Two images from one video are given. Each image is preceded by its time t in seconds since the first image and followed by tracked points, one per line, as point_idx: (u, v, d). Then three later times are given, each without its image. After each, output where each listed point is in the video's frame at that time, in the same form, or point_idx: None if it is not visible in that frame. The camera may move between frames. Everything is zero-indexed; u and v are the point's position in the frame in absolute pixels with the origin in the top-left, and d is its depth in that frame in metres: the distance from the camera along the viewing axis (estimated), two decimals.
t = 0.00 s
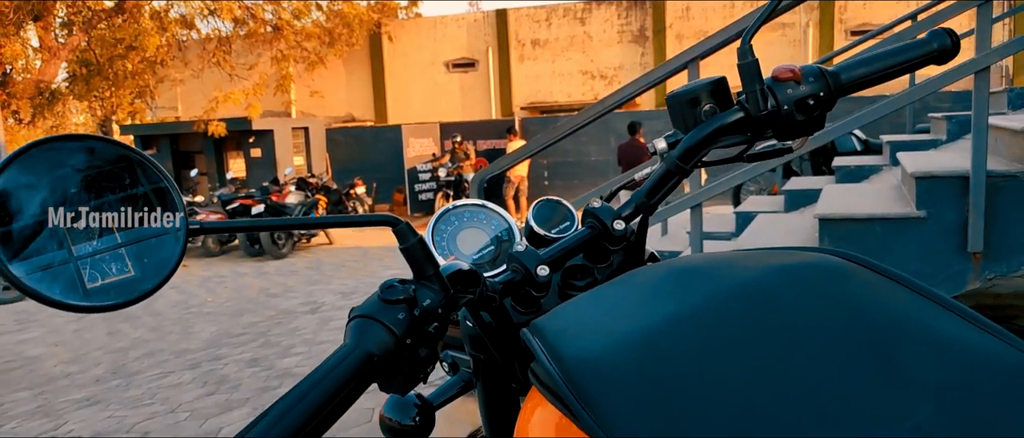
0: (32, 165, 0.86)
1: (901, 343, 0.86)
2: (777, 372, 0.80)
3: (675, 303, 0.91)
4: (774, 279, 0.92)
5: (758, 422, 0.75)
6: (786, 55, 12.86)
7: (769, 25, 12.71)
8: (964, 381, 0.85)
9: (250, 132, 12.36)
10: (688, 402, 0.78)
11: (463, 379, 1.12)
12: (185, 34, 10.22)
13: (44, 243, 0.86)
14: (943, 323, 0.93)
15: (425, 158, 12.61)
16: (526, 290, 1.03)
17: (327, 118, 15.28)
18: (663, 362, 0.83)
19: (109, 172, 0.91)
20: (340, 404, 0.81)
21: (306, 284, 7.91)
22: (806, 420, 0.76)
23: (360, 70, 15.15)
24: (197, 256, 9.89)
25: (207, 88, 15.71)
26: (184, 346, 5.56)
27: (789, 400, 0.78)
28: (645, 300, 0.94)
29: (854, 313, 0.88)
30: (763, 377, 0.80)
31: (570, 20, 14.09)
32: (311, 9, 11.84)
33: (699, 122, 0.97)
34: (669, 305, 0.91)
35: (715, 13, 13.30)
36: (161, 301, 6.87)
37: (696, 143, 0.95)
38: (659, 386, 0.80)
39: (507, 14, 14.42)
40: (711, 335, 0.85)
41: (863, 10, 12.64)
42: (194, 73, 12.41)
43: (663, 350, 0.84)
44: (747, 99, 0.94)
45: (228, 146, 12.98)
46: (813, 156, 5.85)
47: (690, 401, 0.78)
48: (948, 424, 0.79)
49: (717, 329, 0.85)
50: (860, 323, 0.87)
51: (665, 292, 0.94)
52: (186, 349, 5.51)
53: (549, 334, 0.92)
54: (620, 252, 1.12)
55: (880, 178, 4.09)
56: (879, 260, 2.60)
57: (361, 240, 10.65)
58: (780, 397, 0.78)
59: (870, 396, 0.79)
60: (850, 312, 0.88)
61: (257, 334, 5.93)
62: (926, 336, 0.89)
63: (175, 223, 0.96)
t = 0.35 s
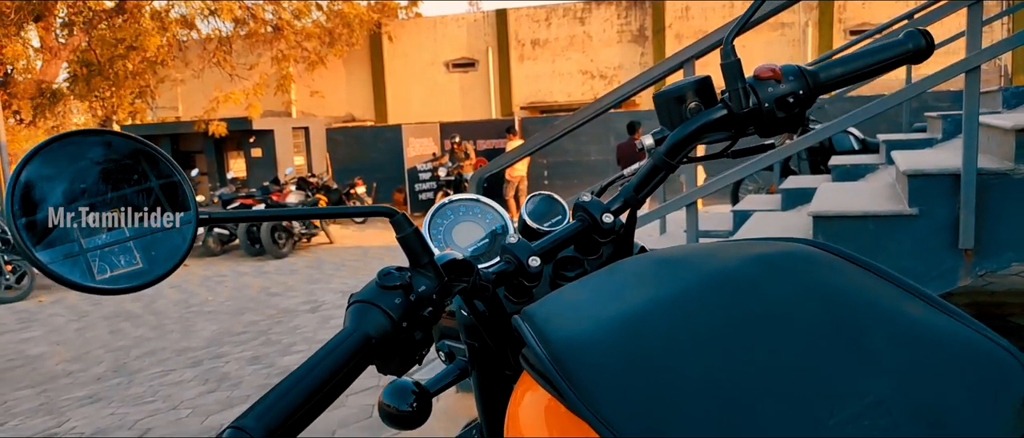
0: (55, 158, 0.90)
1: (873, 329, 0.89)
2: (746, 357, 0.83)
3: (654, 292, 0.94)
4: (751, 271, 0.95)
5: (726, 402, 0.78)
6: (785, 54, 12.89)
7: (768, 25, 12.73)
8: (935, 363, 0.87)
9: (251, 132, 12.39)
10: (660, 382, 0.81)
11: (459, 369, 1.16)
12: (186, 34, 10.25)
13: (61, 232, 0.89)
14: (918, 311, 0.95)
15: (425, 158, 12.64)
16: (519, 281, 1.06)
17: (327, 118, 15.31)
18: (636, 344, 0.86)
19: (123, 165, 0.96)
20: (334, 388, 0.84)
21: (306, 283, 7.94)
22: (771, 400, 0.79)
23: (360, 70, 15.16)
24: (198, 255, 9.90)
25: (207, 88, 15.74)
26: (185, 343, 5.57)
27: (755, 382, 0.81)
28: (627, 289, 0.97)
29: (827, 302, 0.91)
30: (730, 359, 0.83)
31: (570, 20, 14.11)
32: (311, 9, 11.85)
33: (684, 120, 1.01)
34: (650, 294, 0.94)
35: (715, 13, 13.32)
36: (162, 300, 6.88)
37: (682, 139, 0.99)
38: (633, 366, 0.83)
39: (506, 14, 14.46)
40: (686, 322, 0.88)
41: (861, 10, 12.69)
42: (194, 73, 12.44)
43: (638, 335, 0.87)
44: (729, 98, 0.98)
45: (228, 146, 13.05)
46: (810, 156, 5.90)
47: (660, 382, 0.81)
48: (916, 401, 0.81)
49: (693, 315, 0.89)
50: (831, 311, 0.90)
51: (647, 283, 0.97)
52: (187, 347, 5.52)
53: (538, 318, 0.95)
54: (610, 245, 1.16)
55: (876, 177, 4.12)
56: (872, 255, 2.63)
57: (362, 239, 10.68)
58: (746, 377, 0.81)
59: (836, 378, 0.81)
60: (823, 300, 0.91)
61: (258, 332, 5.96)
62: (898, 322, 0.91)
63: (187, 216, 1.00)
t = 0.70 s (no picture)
0: (73, 149, 0.95)
1: (839, 310, 0.92)
2: (713, 339, 0.86)
3: (629, 280, 0.98)
4: (725, 260, 0.99)
5: (689, 380, 0.82)
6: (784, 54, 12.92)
7: (768, 25, 12.76)
8: (900, 340, 0.89)
9: (251, 131, 12.43)
10: (628, 361, 0.85)
11: (452, 356, 1.20)
12: (187, 33, 10.27)
13: (69, 222, 0.93)
14: (885, 296, 0.98)
15: (425, 158, 12.67)
16: (509, 270, 1.10)
17: (327, 118, 15.36)
18: (608, 329, 0.89)
19: (135, 157, 1.00)
20: (328, 368, 0.88)
21: (307, 282, 7.97)
22: (734, 378, 0.82)
23: (360, 70, 15.21)
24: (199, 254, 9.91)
25: (208, 88, 15.79)
26: (185, 342, 5.60)
27: (719, 361, 0.84)
28: (605, 278, 1.01)
29: (792, 287, 0.94)
30: (697, 341, 0.86)
31: (569, 20, 14.14)
32: (312, 9, 11.87)
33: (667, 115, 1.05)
34: (625, 282, 0.98)
35: (714, 13, 13.36)
36: (162, 298, 6.90)
37: (664, 134, 1.03)
38: (603, 347, 0.87)
39: (506, 14, 14.49)
40: (656, 308, 0.91)
41: (860, 10, 12.73)
42: (195, 73, 12.46)
43: (610, 319, 0.91)
44: (710, 95, 1.01)
45: (228, 146, 13.09)
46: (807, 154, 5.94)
47: (627, 360, 0.85)
48: (879, 375, 0.83)
49: (662, 300, 0.92)
50: (799, 295, 0.93)
51: (623, 272, 1.01)
52: (188, 345, 5.55)
53: (524, 303, 0.98)
54: (597, 236, 1.21)
55: (871, 175, 4.15)
56: (868, 250, 2.66)
57: (362, 239, 10.71)
58: (711, 355, 0.84)
59: (797, 356, 0.84)
60: (789, 285, 0.94)
61: (258, 330, 6.00)
62: (867, 305, 0.94)
63: (192, 208, 1.03)
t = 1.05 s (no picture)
0: (84, 145, 0.98)
1: (807, 296, 0.96)
2: (687, 325, 0.90)
3: (607, 270, 1.02)
4: (701, 251, 1.02)
5: (664, 364, 0.86)
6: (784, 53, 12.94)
7: (767, 24, 12.77)
8: (863, 323, 0.93)
9: (251, 131, 12.44)
10: (604, 344, 0.89)
11: (445, 346, 1.24)
12: (187, 33, 10.33)
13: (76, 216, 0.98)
14: (850, 281, 1.02)
15: (425, 157, 12.69)
16: (500, 263, 1.14)
17: (328, 117, 15.39)
18: (589, 316, 0.93)
19: (143, 153, 1.04)
20: (326, 351, 0.92)
21: (307, 281, 8.01)
22: (704, 357, 0.86)
23: (360, 70, 15.24)
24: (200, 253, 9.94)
25: (208, 88, 15.82)
26: (186, 340, 5.64)
27: (692, 345, 0.88)
28: (585, 270, 1.05)
29: (763, 274, 0.98)
30: (673, 327, 0.90)
31: (569, 19, 14.16)
32: (312, 9, 11.90)
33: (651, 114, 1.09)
34: (602, 272, 1.02)
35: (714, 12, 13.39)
36: (163, 297, 6.93)
37: (649, 131, 1.07)
38: (583, 334, 0.90)
39: (506, 14, 14.53)
40: (635, 296, 0.95)
41: (860, 9, 12.74)
42: (195, 73, 12.48)
43: (590, 307, 0.95)
44: (692, 94, 1.05)
45: (228, 145, 13.09)
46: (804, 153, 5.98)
47: (605, 343, 0.89)
48: (843, 358, 0.88)
49: (638, 288, 0.96)
50: (770, 283, 0.97)
51: (602, 264, 1.05)
52: (188, 343, 5.58)
53: (511, 292, 1.02)
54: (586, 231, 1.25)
55: (865, 173, 4.19)
56: (859, 247, 2.70)
57: (362, 238, 10.73)
58: (683, 339, 0.89)
59: (765, 337, 0.89)
60: (758, 271, 0.98)
61: (258, 329, 6.04)
62: (833, 290, 0.98)
63: (197, 204, 1.08)
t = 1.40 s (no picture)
0: (95, 139, 1.03)
1: (785, 286, 0.99)
2: (670, 315, 0.94)
3: (594, 262, 1.05)
4: (683, 244, 1.06)
5: (647, 352, 0.90)
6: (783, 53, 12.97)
7: (767, 24, 12.79)
8: (837, 310, 0.97)
9: (252, 130, 12.45)
10: (589, 331, 0.92)
11: (441, 336, 1.28)
12: (188, 32, 10.40)
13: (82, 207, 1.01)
14: (824, 269, 1.06)
15: (425, 156, 12.74)
16: (494, 255, 1.18)
17: (328, 117, 15.44)
18: (577, 306, 0.96)
19: (151, 149, 1.08)
20: (323, 338, 0.96)
21: (307, 279, 8.04)
22: (683, 343, 0.90)
23: (361, 69, 15.27)
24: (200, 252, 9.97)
25: (208, 87, 15.86)
26: (187, 338, 5.67)
27: (675, 333, 0.92)
28: (570, 261, 1.08)
29: (742, 265, 1.02)
30: (657, 316, 0.94)
31: (569, 19, 14.18)
32: (312, 8, 11.93)
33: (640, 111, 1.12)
34: (586, 264, 1.05)
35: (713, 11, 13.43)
36: (165, 295, 6.95)
37: (638, 128, 1.10)
38: (571, 323, 0.94)
39: (507, 14, 14.57)
40: (621, 287, 0.99)
41: (859, 9, 12.78)
42: (195, 72, 12.51)
43: (577, 298, 0.98)
44: (679, 92, 1.08)
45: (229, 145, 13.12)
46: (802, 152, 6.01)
47: (589, 329, 0.92)
48: (817, 344, 0.91)
49: (621, 278, 1.00)
50: (750, 273, 1.01)
51: (587, 255, 1.08)
52: (190, 341, 5.62)
53: (502, 282, 1.06)
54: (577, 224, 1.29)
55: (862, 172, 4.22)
56: (851, 246, 2.74)
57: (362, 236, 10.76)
58: (666, 328, 0.92)
59: (742, 324, 0.92)
60: (737, 260, 1.02)
61: (259, 327, 6.07)
62: (810, 279, 1.02)
63: (202, 199, 1.11)
